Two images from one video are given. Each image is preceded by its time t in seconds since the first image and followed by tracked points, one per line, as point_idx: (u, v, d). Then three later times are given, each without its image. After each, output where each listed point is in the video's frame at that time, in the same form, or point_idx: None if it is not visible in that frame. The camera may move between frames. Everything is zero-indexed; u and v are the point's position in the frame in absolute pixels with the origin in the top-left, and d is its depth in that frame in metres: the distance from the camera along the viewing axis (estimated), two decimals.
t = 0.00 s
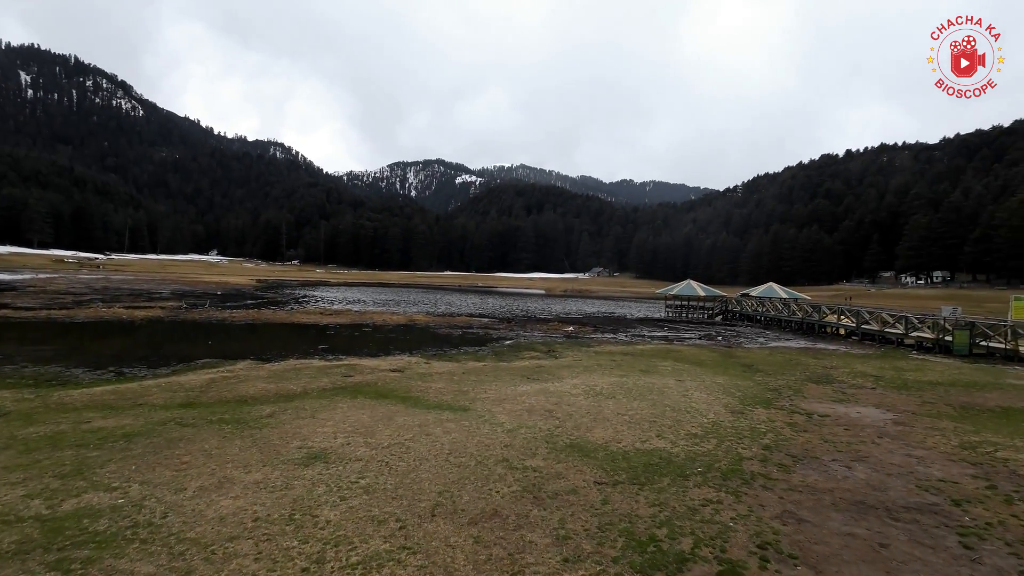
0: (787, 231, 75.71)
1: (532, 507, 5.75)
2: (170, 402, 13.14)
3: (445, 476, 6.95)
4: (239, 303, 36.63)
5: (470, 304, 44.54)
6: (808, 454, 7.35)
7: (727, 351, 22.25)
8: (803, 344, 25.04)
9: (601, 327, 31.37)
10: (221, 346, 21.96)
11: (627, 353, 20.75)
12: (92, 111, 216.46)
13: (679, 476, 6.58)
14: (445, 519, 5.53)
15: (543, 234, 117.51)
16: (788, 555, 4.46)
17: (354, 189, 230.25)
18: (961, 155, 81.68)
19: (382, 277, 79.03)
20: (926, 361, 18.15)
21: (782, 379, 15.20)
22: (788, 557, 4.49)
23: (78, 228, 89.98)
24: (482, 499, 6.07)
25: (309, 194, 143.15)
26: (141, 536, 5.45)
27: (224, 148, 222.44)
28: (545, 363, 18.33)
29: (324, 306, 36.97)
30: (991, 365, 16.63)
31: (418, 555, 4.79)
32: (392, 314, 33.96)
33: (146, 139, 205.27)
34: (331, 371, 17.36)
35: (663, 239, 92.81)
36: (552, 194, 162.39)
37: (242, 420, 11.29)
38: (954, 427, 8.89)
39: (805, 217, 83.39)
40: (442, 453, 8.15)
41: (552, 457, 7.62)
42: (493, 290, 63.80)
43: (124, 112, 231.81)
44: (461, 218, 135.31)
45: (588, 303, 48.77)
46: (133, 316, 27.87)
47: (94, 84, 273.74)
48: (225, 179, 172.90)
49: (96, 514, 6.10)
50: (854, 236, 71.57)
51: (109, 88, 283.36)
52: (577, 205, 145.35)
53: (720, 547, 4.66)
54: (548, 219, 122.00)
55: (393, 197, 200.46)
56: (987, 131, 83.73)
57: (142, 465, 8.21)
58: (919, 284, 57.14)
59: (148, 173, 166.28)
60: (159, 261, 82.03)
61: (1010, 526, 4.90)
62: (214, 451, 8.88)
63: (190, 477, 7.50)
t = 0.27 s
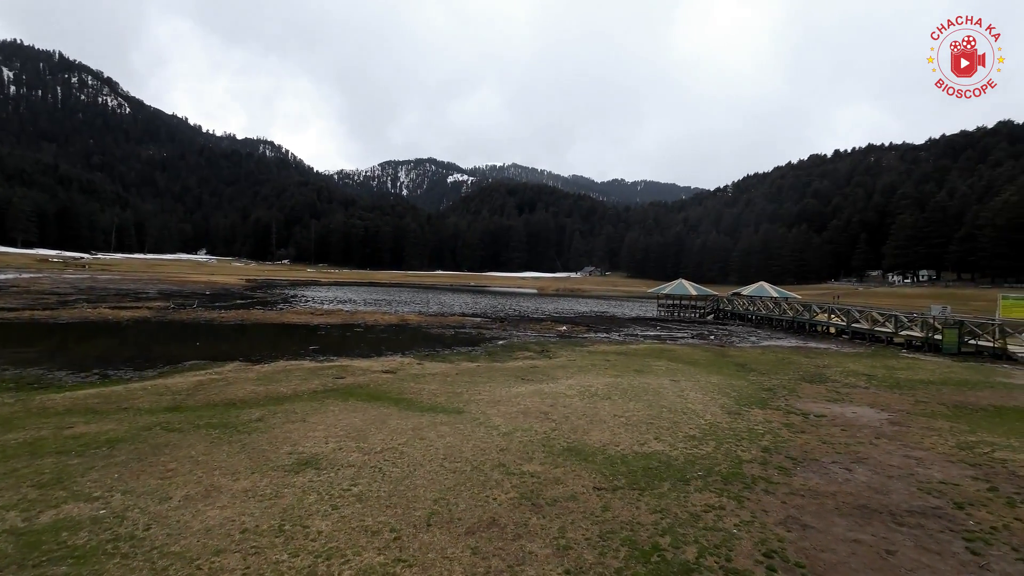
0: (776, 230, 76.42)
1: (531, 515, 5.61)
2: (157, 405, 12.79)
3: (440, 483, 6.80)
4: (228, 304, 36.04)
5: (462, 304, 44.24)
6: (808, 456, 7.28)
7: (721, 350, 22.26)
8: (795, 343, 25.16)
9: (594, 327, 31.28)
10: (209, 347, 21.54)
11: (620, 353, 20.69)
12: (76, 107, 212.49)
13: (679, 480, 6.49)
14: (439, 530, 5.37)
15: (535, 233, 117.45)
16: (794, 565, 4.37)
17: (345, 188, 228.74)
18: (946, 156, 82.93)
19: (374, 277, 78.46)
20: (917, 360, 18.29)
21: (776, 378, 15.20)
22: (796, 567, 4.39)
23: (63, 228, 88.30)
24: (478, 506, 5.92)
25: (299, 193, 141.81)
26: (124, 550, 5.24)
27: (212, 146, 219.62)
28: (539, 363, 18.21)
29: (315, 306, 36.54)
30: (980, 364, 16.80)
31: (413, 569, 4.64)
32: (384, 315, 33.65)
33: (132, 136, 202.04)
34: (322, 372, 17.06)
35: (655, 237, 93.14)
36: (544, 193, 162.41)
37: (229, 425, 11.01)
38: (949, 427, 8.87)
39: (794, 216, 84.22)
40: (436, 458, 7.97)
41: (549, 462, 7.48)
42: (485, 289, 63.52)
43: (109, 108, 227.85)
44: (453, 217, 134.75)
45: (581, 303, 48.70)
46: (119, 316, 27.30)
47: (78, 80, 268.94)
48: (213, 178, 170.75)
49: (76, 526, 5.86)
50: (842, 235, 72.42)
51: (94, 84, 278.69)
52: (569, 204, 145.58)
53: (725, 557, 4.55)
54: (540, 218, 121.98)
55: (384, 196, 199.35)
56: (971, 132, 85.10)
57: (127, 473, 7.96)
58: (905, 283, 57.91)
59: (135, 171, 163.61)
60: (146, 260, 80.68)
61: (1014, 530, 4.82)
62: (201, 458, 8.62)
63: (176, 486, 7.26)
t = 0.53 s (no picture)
0: (758, 231, 77.65)
1: (519, 522, 5.45)
2: (130, 410, 12.29)
3: (425, 490, 6.61)
4: (207, 304, 35.18)
5: (448, 304, 43.87)
6: (797, 457, 7.25)
7: (706, 350, 22.40)
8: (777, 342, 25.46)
9: (580, 327, 31.26)
10: (187, 349, 20.90)
11: (606, 353, 20.68)
12: (48, 102, 205.66)
13: (669, 483, 6.41)
14: (425, 539, 5.19)
15: (521, 233, 117.40)
16: (788, 571, 4.30)
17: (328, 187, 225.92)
18: (921, 159, 85.17)
19: (358, 277, 77.50)
20: (895, 358, 18.62)
21: (760, 378, 15.28)
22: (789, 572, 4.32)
23: (35, 226, 85.43)
24: (465, 514, 5.75)
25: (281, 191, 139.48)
26: (89, 569, 4.95)
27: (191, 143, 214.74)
28: (525, 364, 18.06)
29: (297, 307, 35.84)
30: (956, 362, 17.17)
31: None
32: (368, 315, 33.15)
33: (107, 132, 196.54)
34: (305, 375, 16.66)
35: (640, 238, 93.77)
36: (529, 193, 162.49)
37: (206, 430, 10.61)
38: (932, 425, 8.95)
39: (775, 218, 85.68)
40: (421, 464, 7.76)
41: (537, 466, 7.34)
42: (471, 289, 63.18)
43: (82, 103, 221.07)
44: (438, 217, 133.94)
45: (567, 303, 48.72)
46: (91, 317, 26.36)
47: (50, 74, 260.71)
48: (192, 175, 166.94)
49: (39, 542, 5.53)
50: (821, 236, 73.90)
51: (67, 78, 270.32)
52: (555, 205, 145.92)
53: (718, 564, 4.46)
54: (525, 218, 121.98)
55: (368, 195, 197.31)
56: (944, 137, 87.61)
57: (96, 482, 7.57)
58: (882, 283, 59.31)
59: (110, 168, 158.99)
60: (121, 260, 78.41)
61: (1006, 530, 4.78)
62: (176, 466, 8.27)
63: (148, 496, 6.93)
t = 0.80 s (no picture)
0: (730, 233, 79.42)
1: (492, 531, 5.26)
2: (83, 418, 11.56)
3: (394, 498, 6.34)
4: (171, 305, 33.78)
5: (424, 305, 43.29)
6: (770, 457, 7.26)
7: (679, 350, 22.62)
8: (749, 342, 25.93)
9: (556, 327, 31.22)
10: (149, 351, 19.91)
11: (582, 353, 20.64)
12: None
13: (645, 486, 6.31)
14: (394, 552, 4.94)
15: (498, 234, 117.17)
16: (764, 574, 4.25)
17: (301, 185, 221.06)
18: (882, 165, 88.62)
19: (331, 277, 75.89)
20: (861, 357, 19.17)
21: (733, 377, 15.47)
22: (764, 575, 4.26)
23: None
24: (436, 524, 5.51)
25: (251, 189, 135.66)
26: None
27: (156, 139, 206.81)
28: (502, 365, 17.84)
29: (267, 308, 34.74)
30: (919, 361, 17.74)
31: None
32: (341, 316, 32.37)
33: (66, 125, 187.47)
34: (273, 378, 16.04)
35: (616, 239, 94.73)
36: (506, 194, 162.42)
37: (165, 437, 10.03)
38: (899, 423, 9.14)
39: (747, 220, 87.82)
40: (393, 470, 7.49)
41: (512, 470, 7.14)
42: (447, 290, 62.62)
43: (37, 94, 210.45)
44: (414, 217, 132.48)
45: (543, 304, 48.72)
46: (44, 319, 24.90)
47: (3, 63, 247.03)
48: (157, 172, 160.77)
49: None
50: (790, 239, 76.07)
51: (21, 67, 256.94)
52: (532, 206, 146.22)
53: (694, 568, 4.38)
54: (502, 219, 121.79)
55: (342, 194, 193.78)
56: (904, 144, 91.42)
57: (38, 497, 7.02)
58: (847, 284, 61.38)
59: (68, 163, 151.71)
60: (78, 259, 74.79)
61: (972, 527, 4.82)
62: (128, 476, 7.74)
63: (96, 509, 6.46)
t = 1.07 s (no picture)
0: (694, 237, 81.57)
1: (451, 546, 5.02)
2: (10, 430, 10.59)
3: (350, 512, 6.01)
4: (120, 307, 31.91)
5: (391, 307, 42.43)
6: (733, 459, 7.29)
7: (645, 352, 22.87)
8: (712, 343, 26.53)
9: (525, 330, 31.11)
10: (92, 357, 18.60)
11: (550, 356, 20.57)
12: None
13: (610, 491, 6.21)
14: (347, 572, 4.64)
15: (467, 235, 116.57)
16: None
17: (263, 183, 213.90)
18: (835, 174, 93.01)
19: (295, 278, 73.57)
20: (817, 358, 19.89)
21: (696, 379, 15.69)
22: None
23: None
24: (392, 540, 5.22)
25: (210, 186, 130.23)
26: None
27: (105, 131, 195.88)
28: (468, 368, 17.53)
29: (224, 310, 33.22)
30: (870, 361, 18.49)
31: None
32: (304, 318, 31.29)
33: (5, 114, 175.54)
34: (228, 384, 15.22)
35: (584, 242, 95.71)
36: (476, 195, 161.86)
37: (101, 450, 9.27)
38: (853, 422, 9.41)
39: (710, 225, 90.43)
40: (350, 481, 7.14)
41: (475, 478, 6.92)
42: (415, 292, 61.66)
43: None
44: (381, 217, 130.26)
45: (512, 306, 48.62)
46: None
47: None
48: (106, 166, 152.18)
49: None
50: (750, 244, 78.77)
51: None
52: (501, 208, 146.21)
53: None
54: (472, 221, 121.22)
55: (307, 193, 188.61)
56: (855, 155, 96.26)
57: None
58: (803, 287, 63.98)
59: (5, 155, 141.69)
60: (17, 258, 69.82)
61: (926, 525, 4.89)
62: (57, 493, 7.11)
63: (15, 533, 5.85)
